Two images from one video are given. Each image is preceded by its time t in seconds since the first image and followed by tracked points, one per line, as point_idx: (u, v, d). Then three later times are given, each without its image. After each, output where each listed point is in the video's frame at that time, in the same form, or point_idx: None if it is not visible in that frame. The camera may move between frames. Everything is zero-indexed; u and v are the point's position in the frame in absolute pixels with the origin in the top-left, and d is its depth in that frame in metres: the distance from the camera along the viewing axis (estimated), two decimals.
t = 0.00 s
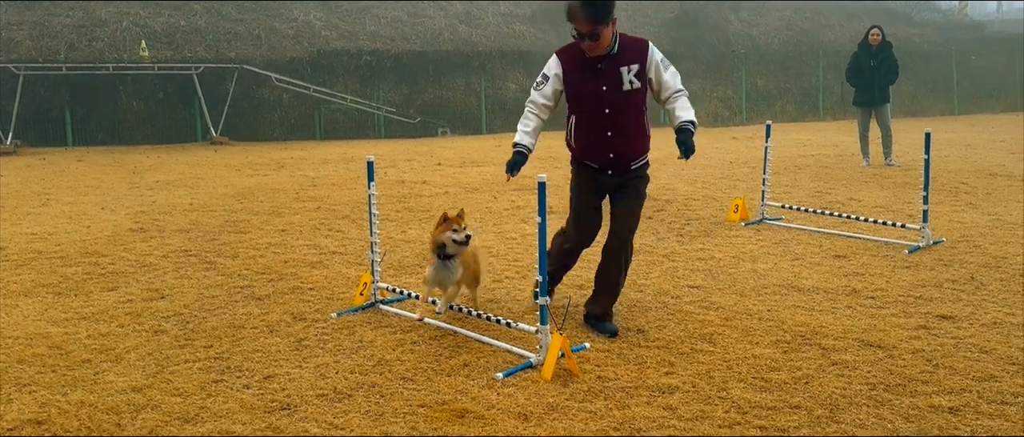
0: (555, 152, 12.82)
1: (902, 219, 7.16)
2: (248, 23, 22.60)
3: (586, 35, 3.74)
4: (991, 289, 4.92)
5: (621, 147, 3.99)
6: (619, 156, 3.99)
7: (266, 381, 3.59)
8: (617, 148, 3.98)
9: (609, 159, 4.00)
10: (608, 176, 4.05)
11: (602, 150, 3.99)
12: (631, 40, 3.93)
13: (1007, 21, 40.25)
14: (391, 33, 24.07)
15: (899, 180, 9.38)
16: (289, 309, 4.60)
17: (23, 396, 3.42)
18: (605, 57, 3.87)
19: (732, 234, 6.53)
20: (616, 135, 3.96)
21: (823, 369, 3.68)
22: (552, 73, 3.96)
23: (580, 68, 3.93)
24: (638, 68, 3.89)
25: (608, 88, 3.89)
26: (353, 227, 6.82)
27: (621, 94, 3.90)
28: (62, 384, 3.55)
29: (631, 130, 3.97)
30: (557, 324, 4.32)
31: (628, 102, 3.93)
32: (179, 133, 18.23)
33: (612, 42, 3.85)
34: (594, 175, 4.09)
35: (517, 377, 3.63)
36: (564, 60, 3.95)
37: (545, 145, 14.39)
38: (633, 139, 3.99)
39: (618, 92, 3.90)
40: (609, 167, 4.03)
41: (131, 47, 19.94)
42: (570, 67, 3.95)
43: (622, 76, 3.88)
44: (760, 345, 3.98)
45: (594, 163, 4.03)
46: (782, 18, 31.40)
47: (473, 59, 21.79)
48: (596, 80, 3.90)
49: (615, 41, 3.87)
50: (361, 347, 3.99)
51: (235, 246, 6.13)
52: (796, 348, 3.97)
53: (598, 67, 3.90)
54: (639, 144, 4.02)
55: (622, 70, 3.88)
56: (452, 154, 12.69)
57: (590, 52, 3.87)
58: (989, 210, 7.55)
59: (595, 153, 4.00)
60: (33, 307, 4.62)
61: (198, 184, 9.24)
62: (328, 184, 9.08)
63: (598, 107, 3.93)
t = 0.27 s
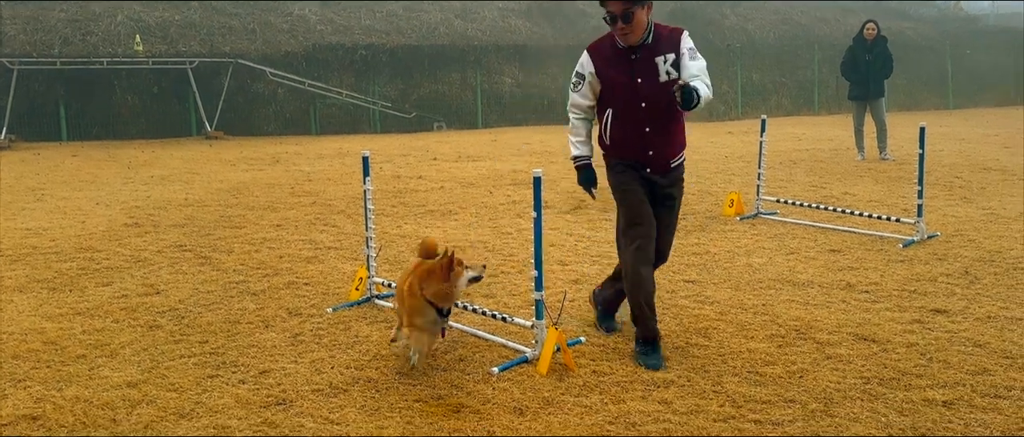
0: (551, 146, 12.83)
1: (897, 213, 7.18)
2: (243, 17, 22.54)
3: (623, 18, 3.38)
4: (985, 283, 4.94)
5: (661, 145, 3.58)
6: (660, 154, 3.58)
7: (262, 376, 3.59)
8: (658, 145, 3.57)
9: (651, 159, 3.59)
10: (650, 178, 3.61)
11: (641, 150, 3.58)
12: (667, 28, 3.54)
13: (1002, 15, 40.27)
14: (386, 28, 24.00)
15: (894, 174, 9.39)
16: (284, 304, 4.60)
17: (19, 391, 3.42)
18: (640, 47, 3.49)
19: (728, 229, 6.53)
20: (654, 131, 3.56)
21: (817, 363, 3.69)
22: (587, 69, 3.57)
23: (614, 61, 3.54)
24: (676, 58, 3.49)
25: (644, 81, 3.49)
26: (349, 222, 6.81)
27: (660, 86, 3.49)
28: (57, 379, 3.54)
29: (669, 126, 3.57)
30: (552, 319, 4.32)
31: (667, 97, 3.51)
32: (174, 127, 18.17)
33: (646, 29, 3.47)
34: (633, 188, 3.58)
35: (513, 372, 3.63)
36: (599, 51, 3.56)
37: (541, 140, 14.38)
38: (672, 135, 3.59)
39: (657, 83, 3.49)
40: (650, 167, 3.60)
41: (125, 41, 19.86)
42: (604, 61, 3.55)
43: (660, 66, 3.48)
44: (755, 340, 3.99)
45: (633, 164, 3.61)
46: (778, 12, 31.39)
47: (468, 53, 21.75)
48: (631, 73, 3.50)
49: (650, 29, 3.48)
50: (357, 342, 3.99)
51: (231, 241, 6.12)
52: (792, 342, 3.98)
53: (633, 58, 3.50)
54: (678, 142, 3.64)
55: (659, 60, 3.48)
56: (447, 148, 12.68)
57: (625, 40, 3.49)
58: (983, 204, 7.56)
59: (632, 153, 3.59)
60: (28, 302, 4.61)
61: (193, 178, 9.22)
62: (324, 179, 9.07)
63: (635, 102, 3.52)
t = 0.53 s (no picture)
0: (541, 141, 12.82)
1: (885, 208, 7.22)
2: (232, 12, 22.48)
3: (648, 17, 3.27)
4: (972, 276, 4.98)
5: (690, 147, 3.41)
6: (689, 157, 3.42)
7: (252, 371, 3.59)
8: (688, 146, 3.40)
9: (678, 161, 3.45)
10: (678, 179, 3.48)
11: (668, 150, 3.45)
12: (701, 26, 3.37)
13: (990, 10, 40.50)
14: (376, 22, 23.93)
15: (882, 168, 9.44)
16: (274, 299, 4.59)
17: (7, 388, 3.41)
18: (671, 45, 3.35)
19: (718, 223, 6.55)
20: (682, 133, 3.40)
21: (805, 356, 3.71)
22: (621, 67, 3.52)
23: (647, 58, 3.43)
24: (707, 58, 3.32)
25: (673, 81, 3.36)
26: (339, 217, 6.80)
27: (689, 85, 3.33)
28: (45, 376, 3.53)
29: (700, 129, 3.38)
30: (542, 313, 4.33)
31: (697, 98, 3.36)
32: (162, 122, 18.05)
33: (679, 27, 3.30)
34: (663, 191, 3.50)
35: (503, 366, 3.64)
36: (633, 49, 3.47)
37: (532, 135, 14.38)
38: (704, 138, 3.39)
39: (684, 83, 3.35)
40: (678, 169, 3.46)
41: (113, 36, 19.72)
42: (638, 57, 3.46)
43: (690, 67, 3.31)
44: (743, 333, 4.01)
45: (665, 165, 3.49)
46: (767, 8, 31.49)
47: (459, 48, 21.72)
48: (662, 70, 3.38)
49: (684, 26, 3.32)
50: (347, 337, 3.99)
51: (220, 236, 6.10)
52: (781, 336, 4.00)
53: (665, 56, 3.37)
54: (717, 145, 3.42)
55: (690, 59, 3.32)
56: (437, 143, 12.67)
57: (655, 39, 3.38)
58: (970, 198, 7.62)
59: (660, 154, 3.48)
60: (16, 298, 4.58)
61: (182, 174, 9.18)
62: (313, 174, 9.04)
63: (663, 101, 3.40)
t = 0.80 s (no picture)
0: (524, 136, 12.82)
1: (865, 202, 7.29)
2: (212, 6, 22.39)
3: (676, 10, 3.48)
4: (950, 269, 5.04)
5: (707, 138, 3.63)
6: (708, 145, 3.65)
7: (233, 367, 3.56)
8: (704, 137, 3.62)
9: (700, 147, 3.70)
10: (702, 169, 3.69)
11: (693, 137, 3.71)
12: (731, 21, 3.47)
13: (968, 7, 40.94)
14: (358, 17, 23.82)
15: (862, 163, 9.51)
16: (254, 295, 4.56)
17: None
18: (699, 38, 3.53)
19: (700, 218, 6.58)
20: (700, 124, 3.64)
21: (786, 349, 3.74)
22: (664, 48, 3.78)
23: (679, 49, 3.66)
24: (726, 55, 3.45)
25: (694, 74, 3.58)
26: (320, 212, 6.76)
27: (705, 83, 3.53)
28: (21, 373, 3.49)
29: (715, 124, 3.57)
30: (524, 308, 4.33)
31: (715, 92, 3.53)
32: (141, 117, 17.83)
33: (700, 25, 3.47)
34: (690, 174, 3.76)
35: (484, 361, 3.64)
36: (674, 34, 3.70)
37: (514, 130, 14.37)
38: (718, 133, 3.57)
39: (701, 79, 3.56)
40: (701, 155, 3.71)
41: (91, 30, 19.48)
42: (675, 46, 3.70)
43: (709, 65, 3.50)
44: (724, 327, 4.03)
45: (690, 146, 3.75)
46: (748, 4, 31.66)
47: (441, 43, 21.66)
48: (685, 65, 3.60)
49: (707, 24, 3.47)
50: (328, 333, 3.97)
51: (200, 232, 6.04)
52: (762, 329, 4.03)
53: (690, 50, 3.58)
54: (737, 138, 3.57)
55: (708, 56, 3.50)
56: (419, 138, 12.63)
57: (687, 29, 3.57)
58: (948, 192, 7.70)
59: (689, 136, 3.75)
60: None
61: (161, 169, 9.09)
62: (295, 169, 8.98)
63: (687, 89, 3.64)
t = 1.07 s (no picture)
0: (499, 132, 12.82)
1: (834, 196, 7.39)
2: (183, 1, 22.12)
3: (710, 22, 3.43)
4: (917, 262, 5.13)
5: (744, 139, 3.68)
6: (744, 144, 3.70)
7: (204, 366, 3.53)
8: (745, 138, 3.67)
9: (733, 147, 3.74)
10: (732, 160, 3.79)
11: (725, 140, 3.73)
12: (759, 23, 3.50)
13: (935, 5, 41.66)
14: (331, 12, 23.65)
15: (833, 158, 9.64)
16: (226, 293, 4.51)
17: None
18: (729, 45, 3.52)
19: (673, 213, 6.63)
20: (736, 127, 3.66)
21: (756, 343, 3.78)
22: (674, 61, 3.70)
23: (703, 56, 3.60)
24: (764, 58, 3.50)
25: (729, 80, 3.56)
26: (293, 209, 6.71)
27: (744, 87, 3.55)
28: None
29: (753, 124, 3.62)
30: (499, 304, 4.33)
31: (754, 95, 3.56)
32: (110, 114, 17.54)
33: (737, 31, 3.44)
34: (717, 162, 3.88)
35: (458, 358, 3.64)
36: (689, 46, 3.65)
37: (489, 126, 14.37)
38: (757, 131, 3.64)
39: (738, 84, 3.56)
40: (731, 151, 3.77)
41: (58, 24, 19.13)
42: (693, 53, 3.64)
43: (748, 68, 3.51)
44: (696, 321, 4.07)
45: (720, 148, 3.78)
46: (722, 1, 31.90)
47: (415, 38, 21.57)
48: (717, 71, 3.57)
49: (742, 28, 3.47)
50: (301, 331, 3.94)
51: (171, 229, 5.97)
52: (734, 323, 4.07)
53: (721, 57, 3.55)
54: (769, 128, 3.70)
55: (745, 60, 3.51)
56: (394, 134, 12.57)
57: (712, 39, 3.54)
58: (916, 187, 7.83)
59: (716, 138, 3.76)
60: None
61: (131, 166, 8.96)
62: (267, 166, 8.90)
63: (718, 96, 3.63)
